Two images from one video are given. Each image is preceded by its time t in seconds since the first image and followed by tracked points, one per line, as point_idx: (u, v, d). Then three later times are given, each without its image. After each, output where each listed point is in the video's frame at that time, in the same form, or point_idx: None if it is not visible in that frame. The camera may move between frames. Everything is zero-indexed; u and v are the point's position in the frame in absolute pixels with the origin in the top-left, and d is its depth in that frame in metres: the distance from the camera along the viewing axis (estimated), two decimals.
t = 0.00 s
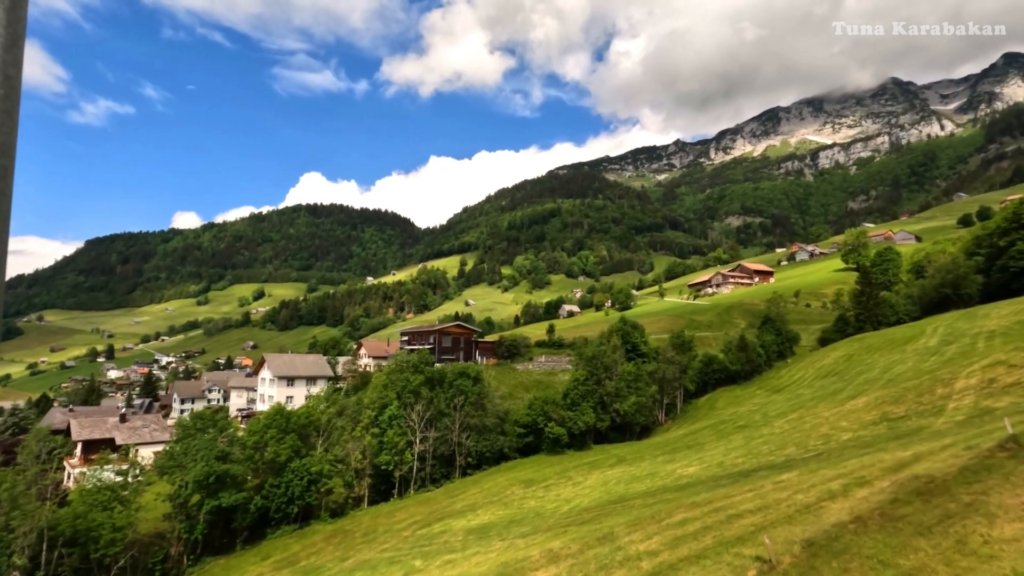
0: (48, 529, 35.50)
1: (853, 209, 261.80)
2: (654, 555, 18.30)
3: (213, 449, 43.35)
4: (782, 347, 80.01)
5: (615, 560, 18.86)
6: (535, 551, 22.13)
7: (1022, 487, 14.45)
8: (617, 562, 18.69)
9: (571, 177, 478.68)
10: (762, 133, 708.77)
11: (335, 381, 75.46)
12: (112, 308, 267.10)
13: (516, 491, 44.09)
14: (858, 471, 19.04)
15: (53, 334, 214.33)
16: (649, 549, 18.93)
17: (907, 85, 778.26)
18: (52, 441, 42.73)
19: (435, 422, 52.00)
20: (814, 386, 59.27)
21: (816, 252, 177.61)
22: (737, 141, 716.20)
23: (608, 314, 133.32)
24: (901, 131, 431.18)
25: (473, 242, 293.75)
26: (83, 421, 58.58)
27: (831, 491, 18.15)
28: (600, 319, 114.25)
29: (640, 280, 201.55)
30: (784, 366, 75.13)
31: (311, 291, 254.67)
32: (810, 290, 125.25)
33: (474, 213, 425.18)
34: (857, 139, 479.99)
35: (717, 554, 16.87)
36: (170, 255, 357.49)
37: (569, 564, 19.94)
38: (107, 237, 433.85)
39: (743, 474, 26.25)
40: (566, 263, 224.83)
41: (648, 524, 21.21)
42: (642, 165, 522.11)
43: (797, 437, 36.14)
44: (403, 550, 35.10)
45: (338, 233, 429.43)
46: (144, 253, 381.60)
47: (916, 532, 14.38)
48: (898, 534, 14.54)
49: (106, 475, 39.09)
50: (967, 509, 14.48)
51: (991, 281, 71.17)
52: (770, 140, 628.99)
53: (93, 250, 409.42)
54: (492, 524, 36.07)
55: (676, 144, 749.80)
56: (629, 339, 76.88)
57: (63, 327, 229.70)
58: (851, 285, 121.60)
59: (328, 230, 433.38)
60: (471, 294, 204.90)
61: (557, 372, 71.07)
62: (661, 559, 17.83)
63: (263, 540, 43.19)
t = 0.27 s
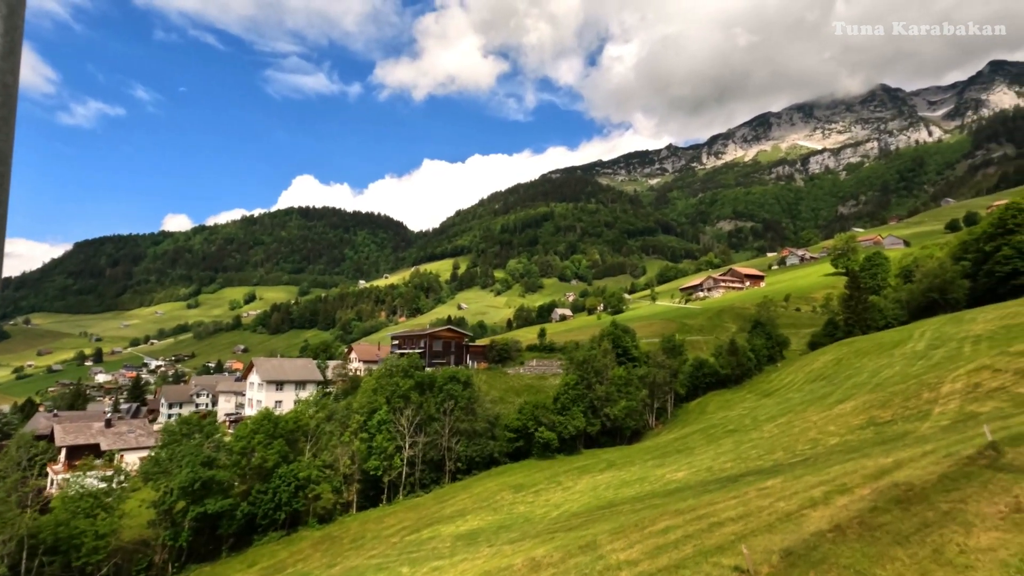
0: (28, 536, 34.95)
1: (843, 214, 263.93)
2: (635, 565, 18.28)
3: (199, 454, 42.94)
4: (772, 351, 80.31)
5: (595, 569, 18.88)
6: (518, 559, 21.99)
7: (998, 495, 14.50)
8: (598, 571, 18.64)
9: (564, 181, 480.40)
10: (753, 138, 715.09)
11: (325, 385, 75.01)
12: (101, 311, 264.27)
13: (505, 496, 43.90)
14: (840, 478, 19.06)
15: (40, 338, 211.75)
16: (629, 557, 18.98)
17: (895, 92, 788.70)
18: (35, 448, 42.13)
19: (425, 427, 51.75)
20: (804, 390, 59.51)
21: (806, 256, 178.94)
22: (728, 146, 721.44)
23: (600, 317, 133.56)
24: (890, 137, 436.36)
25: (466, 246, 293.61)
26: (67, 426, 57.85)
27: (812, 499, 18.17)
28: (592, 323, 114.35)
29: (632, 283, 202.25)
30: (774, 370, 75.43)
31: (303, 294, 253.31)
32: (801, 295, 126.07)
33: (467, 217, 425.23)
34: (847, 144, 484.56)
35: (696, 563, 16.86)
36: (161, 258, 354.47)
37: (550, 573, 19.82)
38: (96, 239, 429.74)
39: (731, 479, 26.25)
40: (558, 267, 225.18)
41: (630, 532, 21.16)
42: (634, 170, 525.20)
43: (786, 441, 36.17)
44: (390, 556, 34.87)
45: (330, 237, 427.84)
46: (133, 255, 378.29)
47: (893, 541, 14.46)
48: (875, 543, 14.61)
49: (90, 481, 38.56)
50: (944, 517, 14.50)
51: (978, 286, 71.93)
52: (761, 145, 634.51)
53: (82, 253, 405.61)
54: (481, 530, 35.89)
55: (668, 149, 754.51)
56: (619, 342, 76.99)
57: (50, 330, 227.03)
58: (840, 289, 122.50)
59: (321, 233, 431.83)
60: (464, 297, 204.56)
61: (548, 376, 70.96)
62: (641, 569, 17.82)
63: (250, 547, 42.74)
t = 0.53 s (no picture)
0: None
1: (826, 222, 267.88)
2: None
3: (176, 464, 42.20)
4: (756, 358, 80.81)
5: None
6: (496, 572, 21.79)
7: (967, 505, 14.56)
8: None
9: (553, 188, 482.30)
10: (738, 146, 724.49)
11: (308, 392, 74.12)
12: (81, 316, 259.46)
13: (490, 504, 43.56)
14: (815, 487, 19.13)
15: (16, 343, 207.16)
16: (605, 570, 18.91)
17: (876, 103, 804.44)
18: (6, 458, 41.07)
19: (408, 435, 51.25)
20: (787, 397, 59.94)
21: (790, 263, 181.04)
22: (714, 154, 729.80)
23: (587, 324, 133.75)
24: (871, 147, 444.10)
25: (453, 251, 293.20)
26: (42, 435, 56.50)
27: (786, 509, 18.23)
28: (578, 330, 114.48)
29: (620, 290, 203.05)
30: (757, 376, 75.96)
31: (289, 299, 250.90)
32: (784, 301, 127.40)
33: (455, 222, 425.01)
34: (830, 153, 492.60)
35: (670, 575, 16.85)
36: (143, 262, 349.39)
37: None
38: (77, 242, 422.35)
39: (711, 487, 26.29)
40: (546, 273, 225.51)
41: (607, 543, 21.10)
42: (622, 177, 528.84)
43: (768, 448, 36.33)
44: (371, 566, 34.40)
45: (316, 241, 424.93)
46: (115, 259, 372.40)
47: (864, 553, 14.50)
48: (847, 555, 14.68)
49: (63, 492, 37.65)
50: (915, 528, 14.54)
51: (956, 293, 73.51)
52: (746, 154, 642.82)
53: (62, 257, 398.48)
54: (464, 539, 35.57)
55: (655, 156, 761.24)
56: (605, 349, 77.10)
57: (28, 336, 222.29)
58: (823, 296, 124.06)
59: (307, 238, 428.72)
60: (451, 303, 203.95)
61: (534, 383, 70.77)
62: None
63: (228, 558, 42.10)
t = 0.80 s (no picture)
0: None
1: (808, 230, 271.63)
2: None
3: (151, 474, 41.51)
4: (739, 364, 81.36)
5: None
6: None
7: (935, 516, 14.64)
8: None
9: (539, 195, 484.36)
10: (722, 155, 734.36)
11: (289, 400, 73.13)
12: (58, 321, 254.03)
13: (472, 513, 43.20)
14: (790, 498, 19.18)
15: None
16: None
17: (856, 114, 821.52)
18: None
19: (391, 443, 50.73)
20: (769, 404, 60.41)
21: (773, 271, 183.30)
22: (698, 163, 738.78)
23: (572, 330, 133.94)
24: (852, 158, 452.86)
25: (440, 257, 292.54)
26: (12, 444, 54.98)
27: (760, 520, 18.27)
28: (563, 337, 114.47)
29: (605, 296, 203.89)
30: (740, 383, 76.49)
31: (272, 305, 247.89)
32: (767, 309, 128.82)
33: (441, 228, 424.51)
34: (812, 163, 500.55)
35: None
36: (123, 267, 343.53)
37: None
38: (55, 246, 414.38)
39: (692, 495, 26.31)
40: (532, 279, 225.88)
41: (584, 555, 21.01)
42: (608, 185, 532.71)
43: (749, 455, 36.49)
44: None
45: (301, 247, 421.48)
46: (94, 264, 365.74)
47: (834, 565, 14.55)
48: (816, 568, 14.73)
49: (32, 503, 36.81)
50: (885, 540, 14.61)
51: (933, 301, 75.11)
52: (730, 162, 651.59)
53: (39, 261, 390.43)
54: (446, 548, 35.21)
55: (641, 164, 768.28)
56: (589, 356, 77.24)
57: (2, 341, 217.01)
58: (805, 303, 125.68)
59: (292, 243, 425.07)
60: (437, 309, 203.05)
61: (518, 390, 70.60)
62: None
63: (204, 570, 41.46)
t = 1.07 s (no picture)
0: None
1: (790, 239, 275.54)
2: None
3: (124, 485, 40.96)
4: (721, 372, 81.86)
5: None
6: None
7: (903, 527, 14.76)
8: None
9: (525, 202, 486.06)
10: (706, 164, 744.44)
11: (269, 409, 72.05)
12: (33, 327, 248.23)
13: (454, 523, 42.77)
14: (764, 508, 19.25)
15: None
16: None
17: (836, 125, 838.67)
18: None
19: (372, 452, 50.05)
20: (750, 411, 60.86)
21: (755, 279, 185.53)
22: (682, 172, 747.23)
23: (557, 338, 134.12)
24: (832, 168, 461.45)
25: (425, 264, 291.57)
26: None
27: (733, 532, 18.29)
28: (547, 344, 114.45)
29: (590, 304, 204.62)
30: (722, 390, 77.03)
31: (255, 311, 244.76)
32: (749, 316, 130.17)
33: (427, 235, 423.53)
34: (793, 173, 509.04)
35: None
36: (102, 272, 337.28)
37: None
38: (31, 251, 405.75)
39: (672, 504, 26.35)
40: (518, 286, 226.06)
41: (560, 567, 20.89)
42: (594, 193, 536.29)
43: (730, 463, 36.67)
44: None
45: (285, 252, 417.58)
46: (72, 269, 358.61)
47: None
48: None
49: None
50: (853, 552, 14.72)
51: (909, 309, 76.48)
52: (713, 171, 660.12)
53: (14, 266, 381.76)
54: (426, 559, 34.79)
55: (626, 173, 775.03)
56: (573, 363, 77.28)
57: None
58: (786, 311, 127.27)
59: (276, 249, 420.98)
60: (422, 315, 202.00)
61: (501, 398, 70.34)
62: None
63: None
